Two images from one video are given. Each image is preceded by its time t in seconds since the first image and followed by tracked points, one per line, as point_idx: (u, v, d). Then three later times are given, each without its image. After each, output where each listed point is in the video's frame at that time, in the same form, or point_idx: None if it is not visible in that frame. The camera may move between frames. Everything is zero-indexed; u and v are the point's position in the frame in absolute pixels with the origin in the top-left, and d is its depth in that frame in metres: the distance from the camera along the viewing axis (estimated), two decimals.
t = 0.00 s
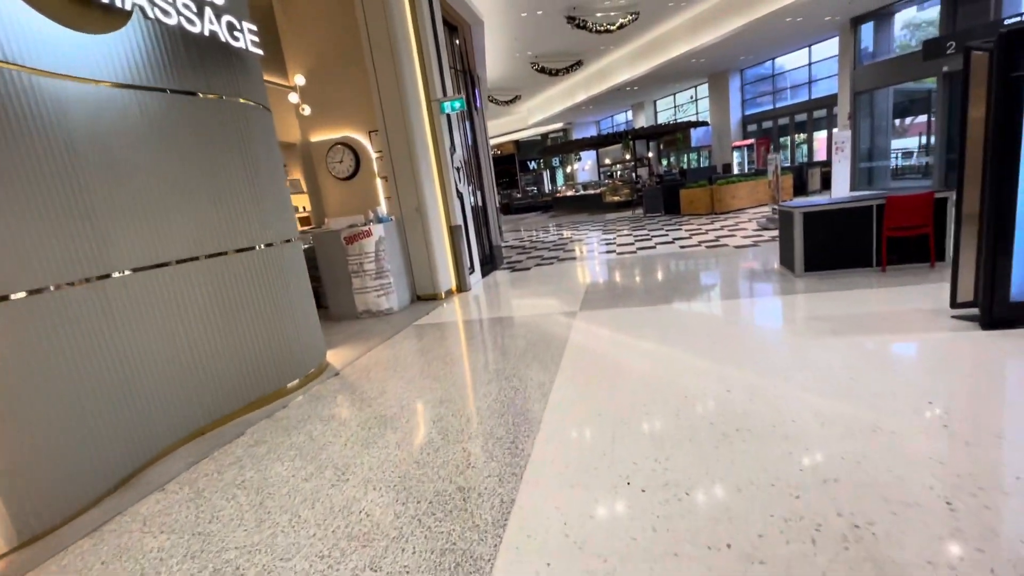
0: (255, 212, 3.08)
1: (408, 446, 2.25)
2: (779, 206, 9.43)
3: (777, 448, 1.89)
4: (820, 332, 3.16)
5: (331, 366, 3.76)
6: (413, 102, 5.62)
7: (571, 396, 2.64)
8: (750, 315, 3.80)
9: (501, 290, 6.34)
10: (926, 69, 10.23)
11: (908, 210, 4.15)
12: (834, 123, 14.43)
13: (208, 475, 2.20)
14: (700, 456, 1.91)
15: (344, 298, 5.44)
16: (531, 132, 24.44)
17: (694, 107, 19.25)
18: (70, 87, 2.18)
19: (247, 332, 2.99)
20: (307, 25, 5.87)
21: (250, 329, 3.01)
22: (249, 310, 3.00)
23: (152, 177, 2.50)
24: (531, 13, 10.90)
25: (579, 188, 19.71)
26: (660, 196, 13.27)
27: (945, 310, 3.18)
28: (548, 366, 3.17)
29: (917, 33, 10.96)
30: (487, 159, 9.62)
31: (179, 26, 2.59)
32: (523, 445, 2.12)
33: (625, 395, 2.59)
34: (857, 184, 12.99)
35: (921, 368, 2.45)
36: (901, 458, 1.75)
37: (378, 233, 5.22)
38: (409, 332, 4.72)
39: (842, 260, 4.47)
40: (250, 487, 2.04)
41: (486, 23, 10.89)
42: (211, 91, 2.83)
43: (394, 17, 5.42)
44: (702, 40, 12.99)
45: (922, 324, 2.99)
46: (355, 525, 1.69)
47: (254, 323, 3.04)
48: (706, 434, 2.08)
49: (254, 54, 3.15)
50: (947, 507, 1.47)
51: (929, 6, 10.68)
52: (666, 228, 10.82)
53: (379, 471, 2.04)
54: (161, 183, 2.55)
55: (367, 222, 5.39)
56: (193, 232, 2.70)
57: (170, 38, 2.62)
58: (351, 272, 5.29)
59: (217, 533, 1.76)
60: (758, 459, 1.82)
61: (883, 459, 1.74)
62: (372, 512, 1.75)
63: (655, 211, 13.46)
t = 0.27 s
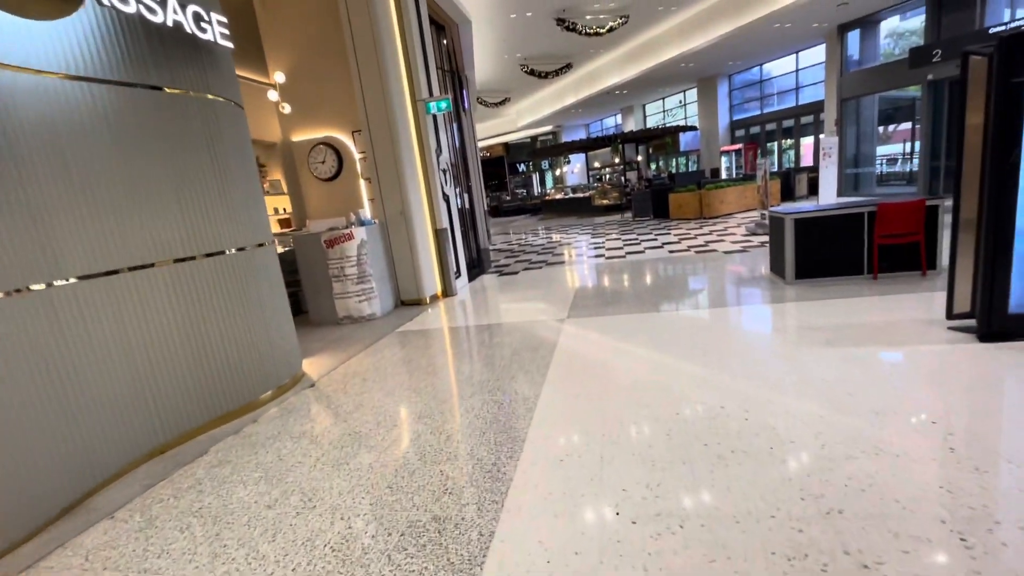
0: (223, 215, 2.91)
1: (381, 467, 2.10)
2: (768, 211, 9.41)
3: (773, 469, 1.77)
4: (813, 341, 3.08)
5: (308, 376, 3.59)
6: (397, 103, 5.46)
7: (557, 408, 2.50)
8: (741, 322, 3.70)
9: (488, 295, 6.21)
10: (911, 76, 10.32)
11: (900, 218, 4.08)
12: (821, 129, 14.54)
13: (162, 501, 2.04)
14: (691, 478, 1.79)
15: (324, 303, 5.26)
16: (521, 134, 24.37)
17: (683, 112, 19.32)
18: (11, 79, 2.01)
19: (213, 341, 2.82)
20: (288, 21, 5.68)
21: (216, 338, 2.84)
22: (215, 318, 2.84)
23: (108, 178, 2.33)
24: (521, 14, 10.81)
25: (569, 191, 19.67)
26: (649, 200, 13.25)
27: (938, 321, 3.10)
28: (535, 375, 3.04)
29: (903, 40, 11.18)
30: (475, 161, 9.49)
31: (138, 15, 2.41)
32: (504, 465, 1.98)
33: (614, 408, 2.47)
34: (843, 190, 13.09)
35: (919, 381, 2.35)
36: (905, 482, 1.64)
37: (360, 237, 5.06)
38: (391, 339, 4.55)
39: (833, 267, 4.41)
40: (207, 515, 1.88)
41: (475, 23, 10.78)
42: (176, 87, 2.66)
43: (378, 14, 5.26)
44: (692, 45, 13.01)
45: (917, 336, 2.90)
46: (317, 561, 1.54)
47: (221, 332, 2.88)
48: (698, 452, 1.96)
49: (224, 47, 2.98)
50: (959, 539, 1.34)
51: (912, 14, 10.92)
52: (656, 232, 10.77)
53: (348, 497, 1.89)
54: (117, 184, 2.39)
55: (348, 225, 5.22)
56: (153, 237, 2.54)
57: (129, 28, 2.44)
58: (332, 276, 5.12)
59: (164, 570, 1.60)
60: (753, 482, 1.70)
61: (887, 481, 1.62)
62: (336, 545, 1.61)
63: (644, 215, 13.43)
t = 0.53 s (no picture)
0: (194, 212, 2.75)
1: (359, 483, 1.96)
2: (757, 213, 9.41)
3: (775, 484, 1.67)
4: (809, 347, 3.00)
5: (287, 382, 3.42)
6: (383, 98, 5.30)
7: (546, 418, 2.37)
8: (734, 326, 3.61)
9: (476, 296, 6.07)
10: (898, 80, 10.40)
11: (893, 221, 4.04)
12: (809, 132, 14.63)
13: (119, 522, 1.89)
14: (690, 494, 1.69)
15: (306, 304, 5.09)
16: (511, 134, 24.26)
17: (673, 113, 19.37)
18: None
19: (182, 345, 2.66)
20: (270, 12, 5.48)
21: (186, 343, 2.68)
22: (184, 321, 2.67)
23: (66, 172, 2.18)
24: (511, 13, 10.71)
25: (558, 191, 19.60)
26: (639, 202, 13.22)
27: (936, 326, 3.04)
28: (523, 381, 2.91)
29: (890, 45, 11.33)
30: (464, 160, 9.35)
31: None
32: (490, 481, 1.85)
33: (607, 416, 2.36)
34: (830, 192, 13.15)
35: (922, 389, 2.26)
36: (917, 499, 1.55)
37: (343, 236, 4.90)
38: (375, 341, 4.40)
39: (825, 270, 4.36)
40: (166, 539, 1.73)
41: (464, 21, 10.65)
42: (145, 76, 2.51)
43: (364, 6, 5.09)
44: (681, 46, 13.01)
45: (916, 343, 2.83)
46: None
47: (191, 336, 2.71)
48: (696, 465, 1.85)
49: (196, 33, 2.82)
50: (981, 567, 1.24)
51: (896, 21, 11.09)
52: (645, 233, 10.72)
53: (322, 517, 1.75)
54: (76, 178, 2.22)
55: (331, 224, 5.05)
56: (116, 235, 2.37)
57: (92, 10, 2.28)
58: (315, 276, 4.95)
59: None
60: (755, 499, 1.60)
61: (895, 499, 1.53)
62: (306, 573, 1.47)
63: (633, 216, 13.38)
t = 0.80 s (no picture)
0: (162, 216, 2.56)
1: (335, 513, 1.78)
2: (747, 220, 9.39)
3: (790, 515, 1.53)
4: (809, 358, 2.89)
5: (263, 397, 3.22)
6: (370, 100, 5.14)
7: (540, 436, 2.22)
8: (731, 336, 3.49)
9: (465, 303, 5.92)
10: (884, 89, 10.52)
11: (889, 228, 3.98)
12: (796, 140, 14.76)
13: (66, 560, 1.69)
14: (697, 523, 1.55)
15: (287, 312, 4.88)
16: (500, 139, 24.19)
17: (661, 120, 19.46)
18: None
19: (149, 359, 2.47)
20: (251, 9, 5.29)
21: (150, 356, 2.48)
22: (149, 333, 2.48)
23: (14, 170, 1.99)
24: (501, 17, 10.61)
25: (547, 197, 19.50)
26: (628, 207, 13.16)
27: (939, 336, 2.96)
28: (513, 395, 2.75)
29: (866, 58, 11.48)
30: (453, 164, 9.21)
31: None
32: (480, 511, 1.70)
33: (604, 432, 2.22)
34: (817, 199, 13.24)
35: (935, 405, 2.15)
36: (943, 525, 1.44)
37: (327, 241, 4.73)
38: (359, 351, 4.21)
39: (821, 277, 4.28)
40: None
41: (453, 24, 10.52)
42: (108, 69, 2.33)
43: (350, 5, 4.93)
44: (671, 53, 13.03)
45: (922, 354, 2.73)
46: None
47: (157, 349, 2.52)
48: (704, 489, 1.71)
49: (165, 25, 2.66)
50: None
51: (878, 32, 11.15)
52: (635, 239, 10.67)
53: (294, 553, 1.58)
54: (28, 177, 2.04)
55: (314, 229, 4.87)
56: (74, 240, 2.19)
57: None
58: (297, 283, 4.76)
59: None
60: (770, 533, 1.46)
61: (922, 532, 1.40)
62: None
63: (623, 222, 13.33)
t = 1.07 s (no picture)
0: (138, 219, 2.42)
1: (319, 544, 1.63)
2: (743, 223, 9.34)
3: (818, 548, 1.41)
4: (817, 366, 2.79)
5: (248, 409, 3.06)
6: (361, 99, 5.00)
7: (541, 454, 2.08)
8: (735, 342, 3.38)
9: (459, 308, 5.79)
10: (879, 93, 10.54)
11: (893, 233, 3.90)
12: (789, 143, 14.78)
13: None
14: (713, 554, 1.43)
15: (275, 318, 4.73)
16: (493, 141, 24.07)
17: (655, 123, 19.46)
18: None
19: (123, 371, 2.33)
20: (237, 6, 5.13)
21: (124, 370, 2.33)
22: (124, 344, 2.33)
23: None
24: (494, 17, 10.48)
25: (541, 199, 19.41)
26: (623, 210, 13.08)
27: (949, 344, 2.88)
28: (511, 408, 2.61)
29: (857, 62, 11.57)
30: (447, 166, 9.07)
31: None
32: (477, 540, 1.57)
33: (608, 448, 2.09)
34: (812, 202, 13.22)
35: (958, 423, 2.03)
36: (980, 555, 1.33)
37: (316, 244, 4.58)
38: (349, 360, 4.04)
39: (823, 282, 4.19)
40: None
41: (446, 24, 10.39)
42: (76, 61, 2.18)
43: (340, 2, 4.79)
44: (666, 55, 12.97)
45: (937, 366, 2.61)
46: None
47: (133, 361, 2.37)
48: (718, 514, 1.59)
49: (141, 18, 2.52)
50: None
51: (867, 37, 11.29)
52: (631, 242, 10.59)
53: None
54: None
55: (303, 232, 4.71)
56: (39, 245, 2.04)
57: None
58: (285, 288, 4.60)
59: None
60: (797, 568, 1.34)
61: (964, 572, 1.27)
62: None
63: (618, 224, 13.26)
